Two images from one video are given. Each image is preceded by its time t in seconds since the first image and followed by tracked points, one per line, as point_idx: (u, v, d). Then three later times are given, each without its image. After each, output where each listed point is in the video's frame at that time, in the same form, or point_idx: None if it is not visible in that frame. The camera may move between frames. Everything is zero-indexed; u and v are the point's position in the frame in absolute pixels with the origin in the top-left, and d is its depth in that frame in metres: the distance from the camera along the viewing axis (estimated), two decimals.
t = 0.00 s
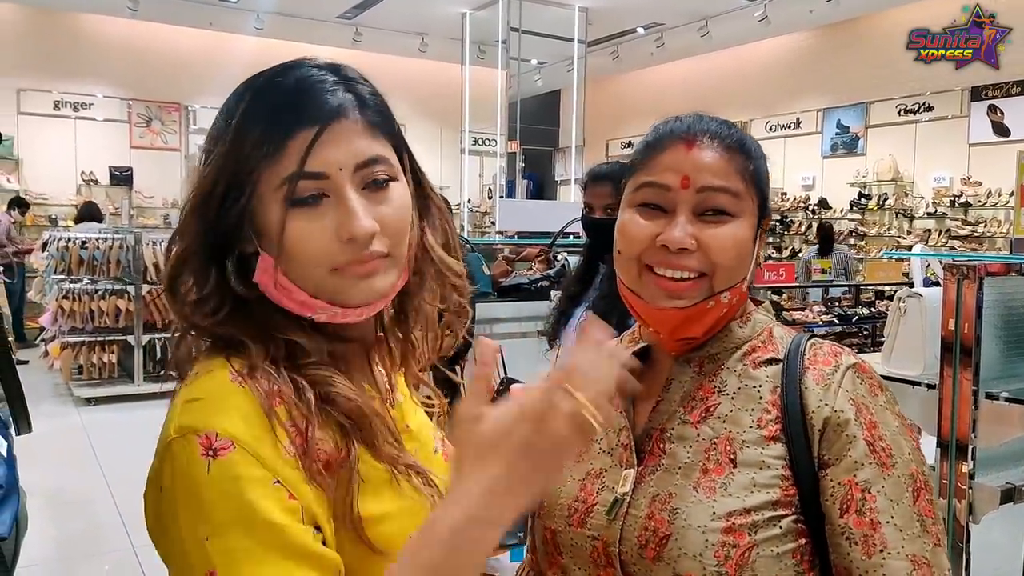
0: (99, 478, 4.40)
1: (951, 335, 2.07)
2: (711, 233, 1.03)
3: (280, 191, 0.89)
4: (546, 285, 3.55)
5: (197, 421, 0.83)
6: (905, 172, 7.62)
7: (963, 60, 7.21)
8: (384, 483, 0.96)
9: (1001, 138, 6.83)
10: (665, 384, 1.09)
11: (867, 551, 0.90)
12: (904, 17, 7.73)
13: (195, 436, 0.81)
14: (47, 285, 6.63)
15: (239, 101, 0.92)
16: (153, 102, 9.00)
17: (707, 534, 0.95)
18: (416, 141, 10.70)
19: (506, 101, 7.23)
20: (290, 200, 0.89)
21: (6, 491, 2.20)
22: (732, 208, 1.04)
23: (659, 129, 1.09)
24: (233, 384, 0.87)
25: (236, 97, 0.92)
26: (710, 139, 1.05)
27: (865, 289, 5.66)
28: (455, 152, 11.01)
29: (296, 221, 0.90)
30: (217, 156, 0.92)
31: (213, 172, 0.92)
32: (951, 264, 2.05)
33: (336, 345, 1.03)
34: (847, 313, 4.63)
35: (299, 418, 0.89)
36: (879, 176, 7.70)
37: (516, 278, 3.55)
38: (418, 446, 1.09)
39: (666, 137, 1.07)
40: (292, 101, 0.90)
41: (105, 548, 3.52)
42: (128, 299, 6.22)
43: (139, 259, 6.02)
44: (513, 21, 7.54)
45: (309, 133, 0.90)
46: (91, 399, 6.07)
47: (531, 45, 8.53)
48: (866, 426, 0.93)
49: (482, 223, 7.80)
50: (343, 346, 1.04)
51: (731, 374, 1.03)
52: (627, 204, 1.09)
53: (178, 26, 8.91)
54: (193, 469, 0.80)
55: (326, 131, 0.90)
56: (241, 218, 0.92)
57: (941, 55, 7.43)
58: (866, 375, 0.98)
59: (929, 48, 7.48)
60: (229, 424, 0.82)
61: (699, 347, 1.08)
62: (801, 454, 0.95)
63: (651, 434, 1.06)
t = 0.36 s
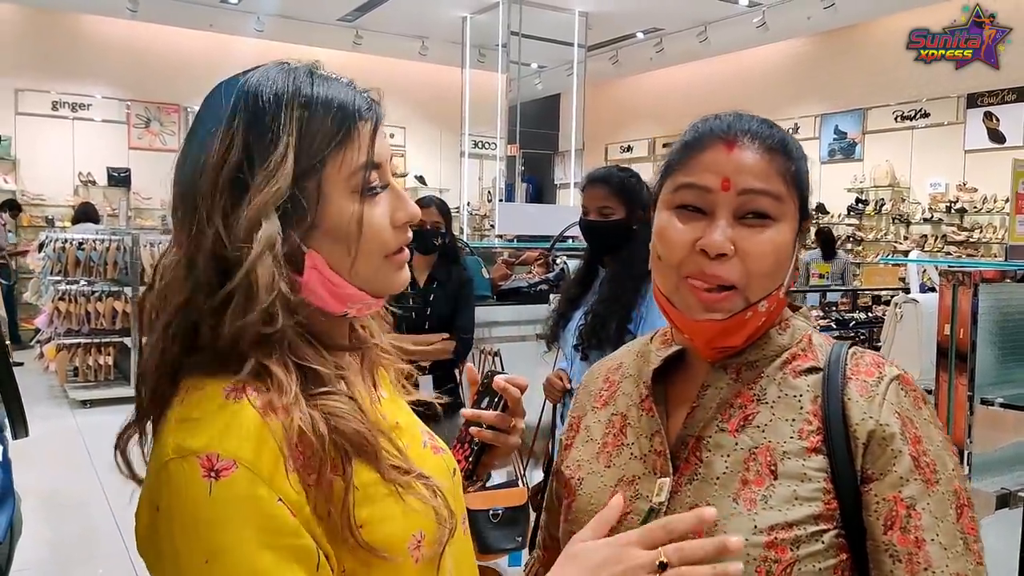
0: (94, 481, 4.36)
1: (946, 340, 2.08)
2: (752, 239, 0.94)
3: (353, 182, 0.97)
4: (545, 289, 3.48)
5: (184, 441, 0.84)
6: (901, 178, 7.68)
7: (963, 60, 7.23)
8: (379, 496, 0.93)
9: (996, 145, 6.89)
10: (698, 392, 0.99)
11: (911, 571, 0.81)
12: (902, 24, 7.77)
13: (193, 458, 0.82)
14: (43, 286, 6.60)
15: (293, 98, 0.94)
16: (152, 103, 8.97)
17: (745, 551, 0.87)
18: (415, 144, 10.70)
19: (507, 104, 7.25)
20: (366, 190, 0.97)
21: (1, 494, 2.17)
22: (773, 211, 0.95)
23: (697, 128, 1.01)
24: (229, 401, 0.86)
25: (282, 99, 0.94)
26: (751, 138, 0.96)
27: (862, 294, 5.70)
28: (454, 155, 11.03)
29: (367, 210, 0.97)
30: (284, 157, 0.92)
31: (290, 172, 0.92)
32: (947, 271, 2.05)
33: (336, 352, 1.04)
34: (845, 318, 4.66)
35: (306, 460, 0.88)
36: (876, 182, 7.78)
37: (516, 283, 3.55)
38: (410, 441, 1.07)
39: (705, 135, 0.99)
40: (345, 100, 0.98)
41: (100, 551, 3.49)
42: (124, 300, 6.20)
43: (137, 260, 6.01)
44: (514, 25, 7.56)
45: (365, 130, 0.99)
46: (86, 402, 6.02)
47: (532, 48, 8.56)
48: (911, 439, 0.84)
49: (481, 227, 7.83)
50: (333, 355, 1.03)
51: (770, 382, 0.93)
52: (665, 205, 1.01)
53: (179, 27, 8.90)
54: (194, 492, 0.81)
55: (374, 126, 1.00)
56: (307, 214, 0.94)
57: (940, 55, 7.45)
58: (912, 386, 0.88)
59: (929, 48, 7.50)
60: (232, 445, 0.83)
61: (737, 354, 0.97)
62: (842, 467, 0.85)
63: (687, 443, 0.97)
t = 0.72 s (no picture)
0: (87, 486, 4.34)
1: (937, 343, 2.09)
2: (775, 236, 0.99)
3: (346, 193, 0.98)
4: (540, 293, 3.51)
5: (208, 451, 0.84)
6: (894, 182, 7.71)
7: (963, 60, 7.26)
8: (392, 493, 0.97)
9: (987, 150, 6.98)
10: (757, 397, 1.04)
11: None
12: (895, 30, 7.83)
13: (221, 463, 0.82)
14: (37, 289, 6.58)
15: (289, 110, 0.96)
16: (146, 106, 8.93)
17: (826, 563, 0.90)
18: (409, 148, 10.70)
19: (503, 108, 7.26)
20: (355, 200, 0.99)
21: None
22: (790, 208, 0.99)
23: (740, 123, 1.06)
24: (230, 406, 0.87)
25: (278, 110, 0.96)
26: (767, 135, 1.01)
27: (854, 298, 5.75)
28: (449, 159, 11.03)
29: (358, 221, 0.98)
30: (277, 166, 0.94)
31: (279, 180, 0.94)
32: (938, 274, 2.09)
33: (324, 357, 1.06)
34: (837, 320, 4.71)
35: (324, 450, 0.90)
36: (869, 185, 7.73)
37: (511, 286, 3.57)
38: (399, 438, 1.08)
39: (725, 140, 1.05)
40: (339, 114, 1.00)
41: (96, 555, 3.48)
42: (119, 304, 6.17)
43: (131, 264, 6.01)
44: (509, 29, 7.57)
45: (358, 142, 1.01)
46: (80, 407, 5.97)
47: (527, 52, 8.58)
48: (990, 457, 0.89)
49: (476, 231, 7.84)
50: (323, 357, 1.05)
51: (840, 393, 0.99)
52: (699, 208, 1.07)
53: (173, 31, 8.87)
54: (226, 498, 0.81)
55: (368, 139, 1.02)
56: (296, 220, 0.95)
57: (940, 55, 7.43)
58: (983, 402, 0.93)
59: (929, 48, 7.48)
60: (253, 447, 0.83)
61: (785, 355, 1.03)
62: (919, 481, 0.90)
63: (751, 451, 1.01)
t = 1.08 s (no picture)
0: (75, 490, 4.27)
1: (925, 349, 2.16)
2: (778, 245, 0.98)
3: (368, 216, 0.95)
4: (532, 296, 3.48)
5: (218, 433, 0.83)
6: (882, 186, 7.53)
7: (963, 60, 7.21)
8: (399, 491, 0.94)
9: (976, 156, 7.02)
10: (812, 409, 1.02)
11: None
12: (885, 37, 7.89)
13: (226, 447, 0.81)
14: (24, 290, 6.49)
15: (330, 126, 0.94)
16: (137, 107, 8.87)
17: None
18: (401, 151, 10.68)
19: (496, 111, 7.26)
20: (377, 225, 0.95)
21: None
22: (791, 216, 0.98)
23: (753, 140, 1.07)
24: (255, 398, 0.86)
25: (316, 127, 0.94)
26: (770, 149, 1.02)
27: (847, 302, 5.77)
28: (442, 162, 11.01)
29: (377, 245, 0.95)
30: (306, 182, 0.92)
31: (308, 194, 0.92)
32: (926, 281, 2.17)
33: (345, 357, 1.02)
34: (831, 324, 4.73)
35: (331, 444, 0.88)
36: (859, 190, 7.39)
37: (503, 289, 3.52)
38: (411, 437, 1.07)
39: (740, 155, 1.07)
40: (380, 133, 0.97)
41: (85, 560, 3.43)
42: (107, 306, 6.09)
43: (121, 266, 6.02)
44: (502, 33, 7.57)
45: (394, 167, 0.97)
46: (67, 408, 5.94)
47: (520, 56, 8.58)
48: None
49: (470, 234, 7.83)
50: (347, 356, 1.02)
51: (903, 409, 0.96)
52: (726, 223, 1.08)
53: (164, 31, 8.81)
54: (227, 475, 0.80)
55: (405, 166, 0.99)
56: (316, 234, 0.93)
57: (940, 55, 7.37)
58: None
59: (929, 48, 7.40)
60: (260, 432, 0.82)
61: (829, 364, 1.02)
62: (987, 502, 0.90)
63: (811, 468, 0.99)
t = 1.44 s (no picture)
0: (55, 498, 4.19)
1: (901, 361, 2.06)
2: (796, 265, 0.97)
3: (383, 223, 0.92)
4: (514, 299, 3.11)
5: (253, 400, 0.81)
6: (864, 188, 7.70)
7: (962, 60, 7.15)
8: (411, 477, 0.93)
9: (954, 159, 7.19)
10: (829, 422, 1.01)
11: None
12: (866, 42, 7.96)
13: (259, 410, 0.80)
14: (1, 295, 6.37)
15: (355, 130, 0.94)
16: (116, 109, 8.76)
17: None
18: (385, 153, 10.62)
19: (480, 115, 7.25)
20: (392, 235, 0.93)
21: None
22: (809, 235, 0.97)
23: (766, 151, 1.06)
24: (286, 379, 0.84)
25: (341, 138, 0.94)
26: (786, 165, 1.01)
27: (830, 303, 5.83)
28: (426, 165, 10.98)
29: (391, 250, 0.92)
30: (323, 191, 0.92)
31: (323, 204, 0.91)
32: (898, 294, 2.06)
33: (369, 351, 1.01)
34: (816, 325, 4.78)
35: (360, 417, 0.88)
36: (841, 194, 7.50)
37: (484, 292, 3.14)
38: (433, 433, 1.10)
39: (757, 167, 1.06)
40: (402, 136, 0.95)
41: (66, 570, 3.36)
42: (85, 311, 5.97)
43: (98, 271, 5.91)
44: (487, 36, 7.57)
45: (413, 177, 0.94)
46: (46, 415, 5.86)
47: (504, 59, 8.58)
48: None
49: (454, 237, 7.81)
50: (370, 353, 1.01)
51: (923, 423, 0.96)
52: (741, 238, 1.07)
53: (143, 32, 8.70)
54: (263, 429, 0.78)
55: (432, 173, 0.96)
56: (334, 240, 0.92)
57: (940, 55, 7.17)
58: None
59: (929, 48, 7.16)
60: (285, 393, 0.81)
61: (847, 377, 1.02)
62: (1004, 515, 0.90)
63: (830, 481, 0.98)
